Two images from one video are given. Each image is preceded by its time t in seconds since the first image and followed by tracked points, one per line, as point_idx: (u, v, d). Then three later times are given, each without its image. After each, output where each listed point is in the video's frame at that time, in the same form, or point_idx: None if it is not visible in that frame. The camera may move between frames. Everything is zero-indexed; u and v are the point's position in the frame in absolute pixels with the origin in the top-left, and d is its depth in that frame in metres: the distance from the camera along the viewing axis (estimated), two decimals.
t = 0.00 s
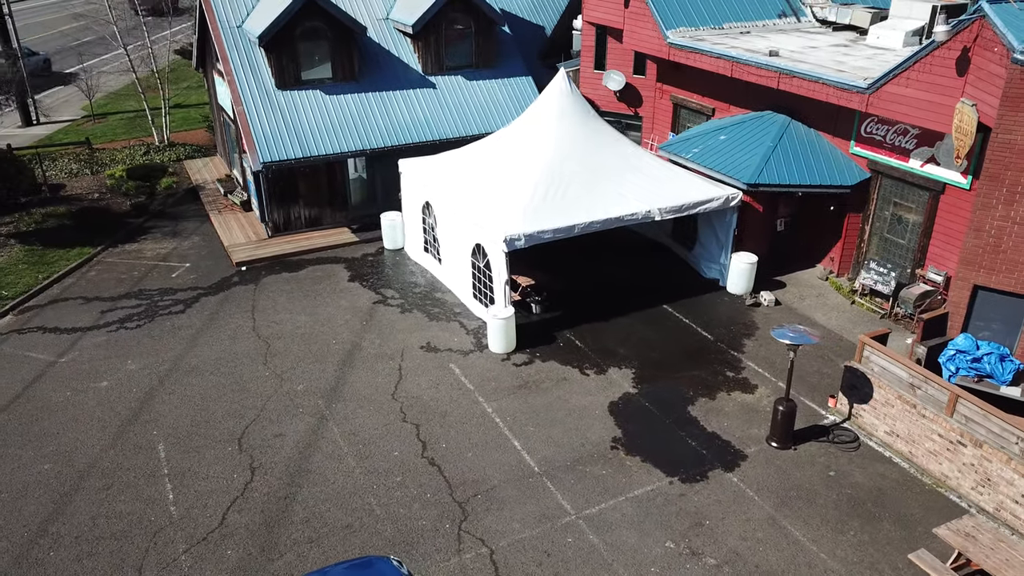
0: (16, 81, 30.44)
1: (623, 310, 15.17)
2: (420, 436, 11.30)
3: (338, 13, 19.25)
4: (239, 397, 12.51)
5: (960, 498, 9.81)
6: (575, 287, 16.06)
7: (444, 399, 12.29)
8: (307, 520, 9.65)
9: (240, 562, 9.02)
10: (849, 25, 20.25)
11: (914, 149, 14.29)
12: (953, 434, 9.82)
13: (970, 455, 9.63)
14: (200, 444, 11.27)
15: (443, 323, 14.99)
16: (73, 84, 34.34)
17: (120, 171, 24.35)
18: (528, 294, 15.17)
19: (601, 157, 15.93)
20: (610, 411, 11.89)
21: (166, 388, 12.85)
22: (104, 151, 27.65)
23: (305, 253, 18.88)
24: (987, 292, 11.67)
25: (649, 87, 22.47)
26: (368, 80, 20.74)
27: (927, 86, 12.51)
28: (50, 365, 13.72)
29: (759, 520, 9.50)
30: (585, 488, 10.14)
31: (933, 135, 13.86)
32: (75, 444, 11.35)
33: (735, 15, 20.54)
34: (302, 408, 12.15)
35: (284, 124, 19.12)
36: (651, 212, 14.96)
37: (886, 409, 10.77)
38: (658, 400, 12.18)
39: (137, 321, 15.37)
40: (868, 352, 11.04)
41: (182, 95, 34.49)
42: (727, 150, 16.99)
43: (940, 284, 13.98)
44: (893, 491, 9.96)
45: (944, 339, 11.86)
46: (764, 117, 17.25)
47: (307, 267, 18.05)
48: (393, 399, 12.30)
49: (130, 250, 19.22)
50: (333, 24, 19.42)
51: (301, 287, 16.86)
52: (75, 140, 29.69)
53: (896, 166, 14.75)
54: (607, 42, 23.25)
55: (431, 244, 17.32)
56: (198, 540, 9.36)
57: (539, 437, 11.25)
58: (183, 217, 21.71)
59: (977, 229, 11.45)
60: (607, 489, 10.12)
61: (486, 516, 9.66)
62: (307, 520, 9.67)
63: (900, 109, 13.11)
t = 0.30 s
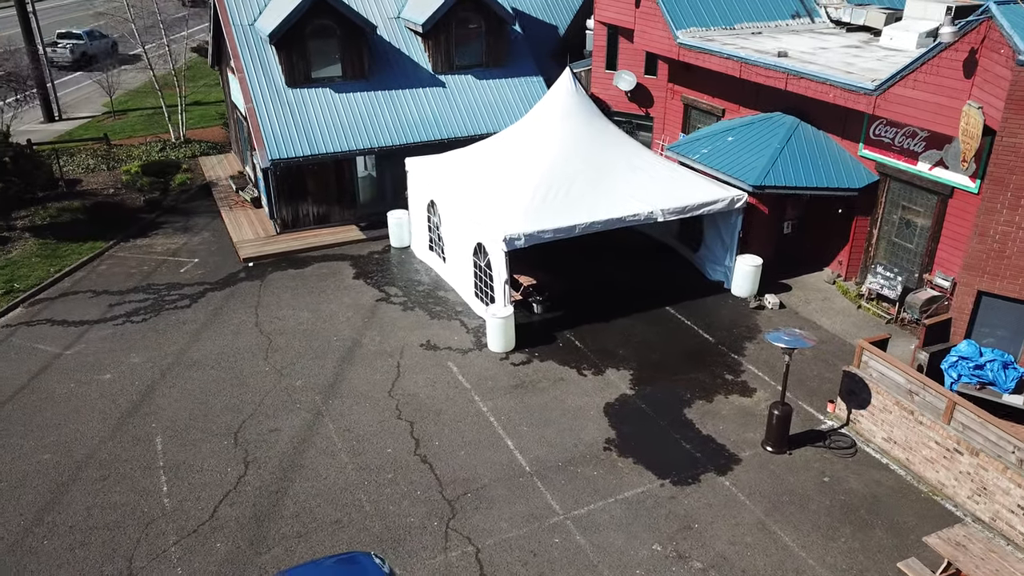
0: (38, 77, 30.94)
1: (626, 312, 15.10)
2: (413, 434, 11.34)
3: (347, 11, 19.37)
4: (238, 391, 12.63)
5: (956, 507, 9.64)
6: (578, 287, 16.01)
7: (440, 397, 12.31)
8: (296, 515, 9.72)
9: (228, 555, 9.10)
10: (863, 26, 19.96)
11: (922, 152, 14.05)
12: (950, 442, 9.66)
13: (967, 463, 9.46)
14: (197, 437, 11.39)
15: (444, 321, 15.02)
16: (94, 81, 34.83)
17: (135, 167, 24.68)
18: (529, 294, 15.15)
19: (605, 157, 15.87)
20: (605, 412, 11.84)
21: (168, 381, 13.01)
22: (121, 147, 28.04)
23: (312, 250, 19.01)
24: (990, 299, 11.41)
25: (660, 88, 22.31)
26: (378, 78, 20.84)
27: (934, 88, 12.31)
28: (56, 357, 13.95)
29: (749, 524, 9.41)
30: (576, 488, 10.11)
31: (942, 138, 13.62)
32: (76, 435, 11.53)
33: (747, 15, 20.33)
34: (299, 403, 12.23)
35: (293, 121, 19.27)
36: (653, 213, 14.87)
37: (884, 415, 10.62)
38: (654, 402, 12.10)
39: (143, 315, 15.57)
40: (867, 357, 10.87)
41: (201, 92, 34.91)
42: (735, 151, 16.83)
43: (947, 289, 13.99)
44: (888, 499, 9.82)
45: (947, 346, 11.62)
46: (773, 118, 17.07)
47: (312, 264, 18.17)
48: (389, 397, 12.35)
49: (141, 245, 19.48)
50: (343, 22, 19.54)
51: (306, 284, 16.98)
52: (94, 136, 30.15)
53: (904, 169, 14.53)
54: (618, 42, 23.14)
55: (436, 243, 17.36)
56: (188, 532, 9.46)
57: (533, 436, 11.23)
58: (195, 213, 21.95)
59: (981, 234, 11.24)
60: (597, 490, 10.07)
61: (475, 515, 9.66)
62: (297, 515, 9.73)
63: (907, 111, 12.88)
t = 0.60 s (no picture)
0: (58, 74, 31.40)
1: (626, 313, 15.04)
2: (406, 431, 11.38)
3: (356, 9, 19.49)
4: (236, 385, 12.76)
5: (950, 515, 9.50)
6: (579, 287, 15.98)
7: (435, 395, 12.34)
8: (285, 510, 9.79)
9: (216, 548, 9.18)
10: (876, 27, 19.75)
11: (929, 155, 13.82)
12: (944, 449, 9.51)
13: (961, 471, 9.31)
14: (193, 431, 11.51)
15: (444, 320, 15.04)
16: (114, 78, 35.27)
17: (149, 163, 24.98)
18: (529, 293, 15.14)
19: (609, 158, 15.81)
20: (598, 413, 11.80)
21: (168, 374, 13.16)
22: (137, 143, 28.41)
23: (318, 246, 19.14)
24: (993, 304, 11.21)
25: (670, 88, 22.15)
26: (386, 77, 20.91)
27: (940, 90, 12.12)
28: (61, 349, 14.17)
29: (737, 528, 9.34)
30: (564, 489, 10.09)
31: (949, 141, 13.39)
32: (75, 426, 11.70)
33: (758, 15, 20.14)
34: (295, 398, 12.32)
35: (301, 119, 19.39)
36: (655, 214, 14.79)
37: (880, 421, 10.48)
38: (649, 404, 12.03)
39: (148, 309, 15.77)
40: (864, 362, 10.74)
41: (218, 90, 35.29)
42: (740, 152, 16.66)
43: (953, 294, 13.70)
44: (880, 505, 9.69)
45: (948, 351, 11.41)
46: (780, 119, 16.87)
47: (318, 261, 18.29)
48: (385, 394, 12.40)
49: (151, 240, 19.72)
50: (352, 20, 19.65)
51: (310, 280, 17.09)
52: (112, 132, 30.56)
53: (911, 172, 14.31)
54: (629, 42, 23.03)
55: (440, 241, 17.40)
56: (179, 524, 9.56)
57: (525, 436, 11.22)
58: (206, 209, 22.18)
59: (984, 238, 11.04)
60: (586, 491, 10.05)
61: (461, 513, 9.68)
62: (286, 509, 9.80)
63: (912, 113, 12.67)
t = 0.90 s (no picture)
0: (79, 70, 31.79)
1: (628, 314, 14.98)
2: (399, 429, 11.41)
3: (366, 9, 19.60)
4: (235, 380, 12.87)
5: (944, 524, 9.35)
6: (581, 288, 15.95)
7: (431, 393, 12.36)
8: (275, 504, 9.86)
9: (205, 540, 9.25)
10: (890, 28, 19.47)
11: (937, 159, 13.59)
12: (939, 458, 9.36)
13: (955, 480, 9.15)
14: (190, 424, 11.62)
15: (445, 318, 15.07)
16: (134, 75, 35.68)
17: (164, 160, 25.27)
18: (530, 293, 15.12)
19: (612, 159, 15.76)
20: (593, 414, 11.74)
21: (169, 368, 13.31)
22: (153, 139, 28.76)
23: (325, 244, 19.26)
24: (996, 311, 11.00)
25: (681, 89, 21.98)
26: (396, 76, 20.99)
27: (948, 92, 11.89)
28: (67, 342, 14.39)
29: (725, 533, 9.26)
30: (554, 490, 10.06)
31: (957, 144, 13.16)
32: (75, 417, 11.87)
33: (770, 16, 19.92)
34: (292, 394, 12.40)
35: (310, 117, 19.52)
36: (657, 215, 14.71)
37: (876, 428, 10.33)
38: (645, 406, 11.96)
39: (154, 303, 15.95)
40: (861, 367, 10.57)
41: (235, 88, 35.65)
42: (747, 154, 16.49)
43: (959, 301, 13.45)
44: (873, 513, 9.56)
45: (949, 358, 11.22)
46: (789, 121, 16.67)
47: (323, 258, 18.41)
48: (381, 391, 12.44)
49: (161, 235, 19.96)
50: (361, 19, 19.75)
51: (315, 277, 17.20)
52: (130, 128, 30.96)
53: (919, 176, 14.09)
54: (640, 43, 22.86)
55: (444, 240, 17.43)
56: (170, 516, 9.66)
57: (517, 436, 11.20)
58: (216, 205, 22.40)
59: (987, 243, 10.81)
60: (575, 492, 10.01)
61: (450, 511, 9.69)
62: (276, 504, 9.86)
63: (920, 116, 12.46)
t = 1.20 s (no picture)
0: (103, 67, 32.29)
1: (629, 315, 14.91)
2: (394, 426, 11.45)
3: (377, 7, 19.69)
4: (236, 375, 13.00)
5: (939, 534, 9.20)
6: (583, 288, 15.92)
7: (428, 391, 12.39)
8: (266, 498, 9.93)
9: (195, 532, 9.35)
10: (907, 29, 19.12)
11: (946, 162, 13.36)
12: (935, 466, 9.20)
13: (950, 489, 9.00)
14: (189, 417, 11.76)
15: (447, 317, 15.09)
16: (156, 72, 36.16)
17: (180, 156, 25.59)
18: (532, 293, 15.11)
19: (617, 159, 15.70)
20: (588, 415, 11.70)
21: (171, 361, 13.48)
22: (171, 136, 29.13)
23: (333, 241, 19.38)
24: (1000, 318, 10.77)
25: (694, 89, 21.81)
26: (406, 74, 21.07)
27: (956, 95, 11.69)
28: (75, 334, 14.62)
29: (714, 538, 9.18)
30: (544, 490, 10.03)
31: (967, 148, 12.92)
32: (78, 408, 12.06)
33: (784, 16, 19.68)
34: (290, 389, 12.50)
35: (320, 115, 19.66)
36: (660, 216, 14.63)
37: (873, 434, 10.18)
38: (641, 408, 11.88)
39: (162, 298, 16.16)
40: (859, 373, 10.43)
41: (254, 86, 35.98)
42: (755, 156, 16.32)
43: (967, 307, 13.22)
44: (866, 521, 9.43)
45: (952, 365, 11.01)
46: (798, 123, 16.46)
47: (330, 255, 18.53)
48: (379, 388, 12.50)
49: (173, 231, 20.22)
50: (372, 18, 19.86)
51: (321, 274, 17.32)
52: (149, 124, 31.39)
53: (928, 180, 13.85)
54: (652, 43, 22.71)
55: (450, 239, 17.46)
56: (163, 508, 9.77)
57: (511, 435, 11.18)
58: (229, 201, 22.64)
59: (991, 249, 10.63)
60: (565, 493, 9.98)
61: (438, 509, 9.71)
62: (267, 498, 9.94)
63: (928, 119, 12.28)
